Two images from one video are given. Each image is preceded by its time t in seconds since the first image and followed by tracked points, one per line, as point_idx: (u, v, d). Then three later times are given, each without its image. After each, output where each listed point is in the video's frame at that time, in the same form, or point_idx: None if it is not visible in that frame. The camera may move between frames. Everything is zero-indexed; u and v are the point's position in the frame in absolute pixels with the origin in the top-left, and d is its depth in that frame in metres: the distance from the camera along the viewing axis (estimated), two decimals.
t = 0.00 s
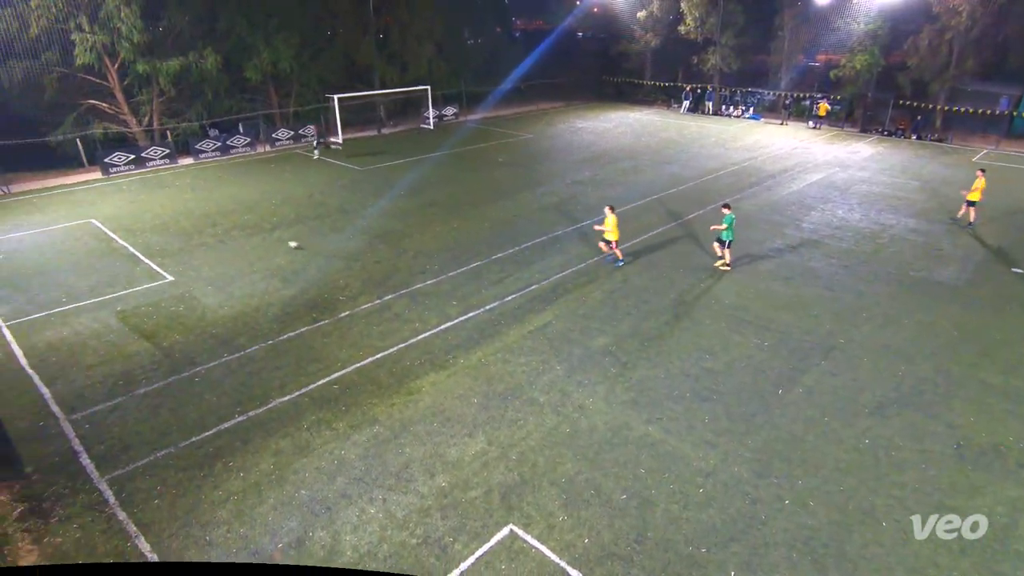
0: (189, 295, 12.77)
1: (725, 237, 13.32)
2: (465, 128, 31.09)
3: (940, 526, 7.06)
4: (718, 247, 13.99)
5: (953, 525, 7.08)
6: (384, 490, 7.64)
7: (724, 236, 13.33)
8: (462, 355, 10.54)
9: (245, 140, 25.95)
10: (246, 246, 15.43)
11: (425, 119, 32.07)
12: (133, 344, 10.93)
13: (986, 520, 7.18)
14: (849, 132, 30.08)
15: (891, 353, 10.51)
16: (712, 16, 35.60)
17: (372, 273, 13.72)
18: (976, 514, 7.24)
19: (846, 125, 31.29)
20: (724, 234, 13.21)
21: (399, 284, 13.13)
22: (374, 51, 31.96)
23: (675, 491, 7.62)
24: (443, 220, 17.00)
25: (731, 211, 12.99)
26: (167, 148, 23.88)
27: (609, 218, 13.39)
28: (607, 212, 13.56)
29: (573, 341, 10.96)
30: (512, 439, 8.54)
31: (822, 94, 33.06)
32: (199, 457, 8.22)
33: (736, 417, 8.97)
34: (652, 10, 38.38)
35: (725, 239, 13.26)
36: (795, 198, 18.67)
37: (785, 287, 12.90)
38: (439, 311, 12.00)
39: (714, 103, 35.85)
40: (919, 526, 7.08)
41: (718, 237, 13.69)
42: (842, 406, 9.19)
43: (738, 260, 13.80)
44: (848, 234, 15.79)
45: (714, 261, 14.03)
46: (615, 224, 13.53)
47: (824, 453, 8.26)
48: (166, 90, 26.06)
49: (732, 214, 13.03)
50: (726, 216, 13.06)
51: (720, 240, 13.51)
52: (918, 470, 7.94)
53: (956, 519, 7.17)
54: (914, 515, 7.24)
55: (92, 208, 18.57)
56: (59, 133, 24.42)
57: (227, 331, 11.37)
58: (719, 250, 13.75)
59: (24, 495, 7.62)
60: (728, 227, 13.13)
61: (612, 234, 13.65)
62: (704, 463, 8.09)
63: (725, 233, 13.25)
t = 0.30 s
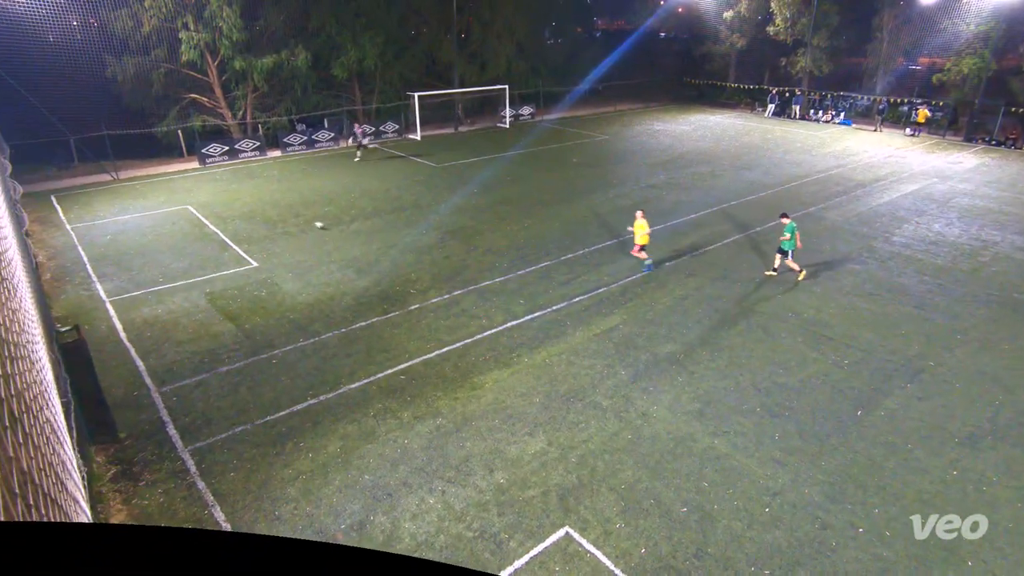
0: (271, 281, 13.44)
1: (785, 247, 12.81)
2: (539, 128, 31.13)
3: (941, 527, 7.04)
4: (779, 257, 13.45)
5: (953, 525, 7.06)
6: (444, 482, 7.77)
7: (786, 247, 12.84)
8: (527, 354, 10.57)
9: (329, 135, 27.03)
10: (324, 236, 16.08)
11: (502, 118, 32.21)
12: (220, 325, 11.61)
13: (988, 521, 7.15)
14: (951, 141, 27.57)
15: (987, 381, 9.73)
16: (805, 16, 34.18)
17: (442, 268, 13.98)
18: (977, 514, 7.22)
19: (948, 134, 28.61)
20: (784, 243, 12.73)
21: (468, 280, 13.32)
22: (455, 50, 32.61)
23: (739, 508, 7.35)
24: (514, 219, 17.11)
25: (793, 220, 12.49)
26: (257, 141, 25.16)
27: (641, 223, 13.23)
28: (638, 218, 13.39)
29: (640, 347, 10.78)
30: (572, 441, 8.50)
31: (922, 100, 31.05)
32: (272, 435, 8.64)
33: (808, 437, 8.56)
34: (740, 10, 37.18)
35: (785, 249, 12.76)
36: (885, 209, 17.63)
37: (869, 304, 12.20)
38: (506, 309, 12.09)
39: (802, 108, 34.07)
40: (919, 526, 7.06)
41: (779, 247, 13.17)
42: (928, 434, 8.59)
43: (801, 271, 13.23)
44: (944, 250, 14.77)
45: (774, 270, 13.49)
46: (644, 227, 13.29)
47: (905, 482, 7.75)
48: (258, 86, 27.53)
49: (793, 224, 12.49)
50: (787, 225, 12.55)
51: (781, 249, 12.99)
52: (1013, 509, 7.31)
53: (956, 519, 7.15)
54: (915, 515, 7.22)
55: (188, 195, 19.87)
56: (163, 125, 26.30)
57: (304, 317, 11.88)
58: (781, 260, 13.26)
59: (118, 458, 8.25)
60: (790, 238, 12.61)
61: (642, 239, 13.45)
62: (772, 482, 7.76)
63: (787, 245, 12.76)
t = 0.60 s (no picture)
0: (278, 280, 13.49)
1: (775, 245, 12.90)
2: (547, 128, 31.11)
3: (942, 527, 7.04)
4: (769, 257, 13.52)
5: (954, 525, 7.06)
6: (450, 482, 7.78)
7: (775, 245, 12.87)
8: (533, 355, 10.57)
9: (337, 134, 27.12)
10: (331, 236, 16.12)
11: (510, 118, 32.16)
12: (227, 323, 11.67)
13: (987, 521, 7.15)
14: (962, 142, 27.32)
15: (997, 384, 9.64)
16: (815, 16, 33.94)
17: (449, 268, 13.99)
18: (976, 514, 7.23)
19: (960, 134, 28.37)
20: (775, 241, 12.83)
21: (475, 280, 13.33)
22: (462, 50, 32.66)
23: (746, 511, 7.31)
24: (521, 219, 17.10)
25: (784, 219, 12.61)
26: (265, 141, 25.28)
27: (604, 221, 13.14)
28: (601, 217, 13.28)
29: (646, 348, 10.75)
30: (578, 442, 8.49)
31: (932, 100, 30.84)
32: (279, 434, 8.67)
33: (816, 439, 8.51)
34: (749, 9, 37.03)
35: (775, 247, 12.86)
36: (895, 210, 17.53)
37: (878, 306, 12.11)
38: (512, 309, 12.09)
39: (811, 109, 33.99)
40: (919, 526, 7.06)
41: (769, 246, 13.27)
42: (937, 437, 8.52)
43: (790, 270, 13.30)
44: (954, 251, 14.67)
45: (763, 271, 13.50)
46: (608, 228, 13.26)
47: (913, 485, 7.70)
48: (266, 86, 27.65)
49: (785, 222, 12.64)
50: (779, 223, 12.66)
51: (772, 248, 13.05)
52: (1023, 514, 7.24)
53: (956, 519, 7.15)
54: (913, 515, 7.22)
55: (196, 194, 19.97)
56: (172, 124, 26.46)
57: (311, 316, 11.92)
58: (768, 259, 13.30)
59: (126, 455, 8.30)
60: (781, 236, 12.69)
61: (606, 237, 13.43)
62: (778, 484, 7.71)
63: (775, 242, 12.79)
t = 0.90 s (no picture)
0: (278, 280, 13.50)
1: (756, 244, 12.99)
2: (547, 128, 31.12)
3: (942, 527, 7.04)
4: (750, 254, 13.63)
5: (953, 525, 7.06)
6: (450, 482, 7.78)
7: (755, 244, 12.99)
8: (533, 354, 10.58)
9: (337, 134, 27.13)
10: (331, 236, 16.12)
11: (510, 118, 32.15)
12: (227, 323, 11.67)
13: (987, 521, 7.15)
14: (962, 141, 27.31)
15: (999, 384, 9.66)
16: (815, 16, 33.93)
17: (449, 268, 13.99)
18: (976, 515, 7.23)
19: (960, 134, 28.37)
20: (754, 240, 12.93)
21: (475, 280, 13.33)
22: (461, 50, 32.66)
23: (746, 511, 7.31)
24: (521, 219, 17.10)
25: (765, 218, 12.65)
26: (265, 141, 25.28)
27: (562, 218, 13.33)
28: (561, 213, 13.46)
29: (646, 347, 10.77)
30: (578, 442, 8.49)
31: (932, 100, 30.84)
32: (279, 434, 8.67)
33: (816, 439, 8.51)
34: (749, 9, 37.03)
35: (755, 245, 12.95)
36: (895, 211, 17.53)
37: (879, 306, 12.13)
38: (512, 309, 12.09)
39: (811, 109, 34.01)
40: (919, 526, 7.06)
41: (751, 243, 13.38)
42: (936, 437, 8.53)
43: (768, 266, 13.35)
44: (954, 251, 14.67)
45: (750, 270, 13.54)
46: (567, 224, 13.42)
47: (913, 485, 7.71)
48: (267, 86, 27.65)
49: (765, 221, 12.69)
50: (759, 222, 12.73)
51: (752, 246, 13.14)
52: None
53: (956, 519, 7.15)
54: (914, 515, 7.23)
55: (196, 194, 19.97)
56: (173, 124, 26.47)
57: (311, 316, 11.93)
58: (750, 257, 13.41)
59: (126, 455, 8.30)
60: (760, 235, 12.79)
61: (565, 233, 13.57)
62: (778, 483, 7.72)
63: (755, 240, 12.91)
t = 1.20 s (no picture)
0: (278, 280, 13.49)
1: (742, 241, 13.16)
2: (547, 128, 31.11)
3: (942, 527, 7.03)
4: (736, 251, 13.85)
5: (953, 525, 7.06)
6: (450, 482, 7.78)
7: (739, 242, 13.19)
8: (533, 354, 10.58)
9: (337, 134, 27.14)
10: (331, 236, 16.11)
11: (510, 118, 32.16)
12: (227, 323, 11.67)
13: (986, 520, 7.16)
14: (962, 141, 27.30)
15: (999, 384, 9.66)
16: (815, 16, 33.92)
17: (448, 268, 14.01)
18: (976, 515, 7.23)
19: (959, 134, 28.37)
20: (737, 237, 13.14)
21: (475, 280, 13.33)
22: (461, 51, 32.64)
23: (746, 511, 7.31)
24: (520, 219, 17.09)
25: (746, 215, 12.88)
26: (266, 140, 25.29)
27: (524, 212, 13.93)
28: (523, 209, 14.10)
29: (646, 347, 10.77)
30: (578, 441, 8.49)
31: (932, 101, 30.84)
32: (279, 434, 8.67)
33: (815, 439, 8.50)
34: (749, 9, 37.03)
35: (740, 243, 13.12)
36: (895, 211, 17.52)
37: (879, 305, 12.13)
38: (512, 309, 12.09)
39: (811, 109, 34.01)
40: (919, 526, 7.06)
41: (733, 241, 13.62)
42: (936, 437, 8.53)
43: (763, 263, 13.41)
44: (954, 251, 14.66)
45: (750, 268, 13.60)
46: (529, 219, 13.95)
47: (912, 485, 7.70)
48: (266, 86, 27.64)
49: (744, 216, 12.90)
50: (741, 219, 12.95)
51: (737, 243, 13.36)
52: None
53: (956, 519, 7.15)
54: (913, 515, 7.23)
55: (196, 194, 19.96)
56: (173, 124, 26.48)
57: (310, 316, 11.93)
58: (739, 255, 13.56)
59: (126, 455, 8.30)
60: (742, 231, 12.98)
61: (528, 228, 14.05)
62: (777, 483, 7.72)
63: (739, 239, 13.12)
